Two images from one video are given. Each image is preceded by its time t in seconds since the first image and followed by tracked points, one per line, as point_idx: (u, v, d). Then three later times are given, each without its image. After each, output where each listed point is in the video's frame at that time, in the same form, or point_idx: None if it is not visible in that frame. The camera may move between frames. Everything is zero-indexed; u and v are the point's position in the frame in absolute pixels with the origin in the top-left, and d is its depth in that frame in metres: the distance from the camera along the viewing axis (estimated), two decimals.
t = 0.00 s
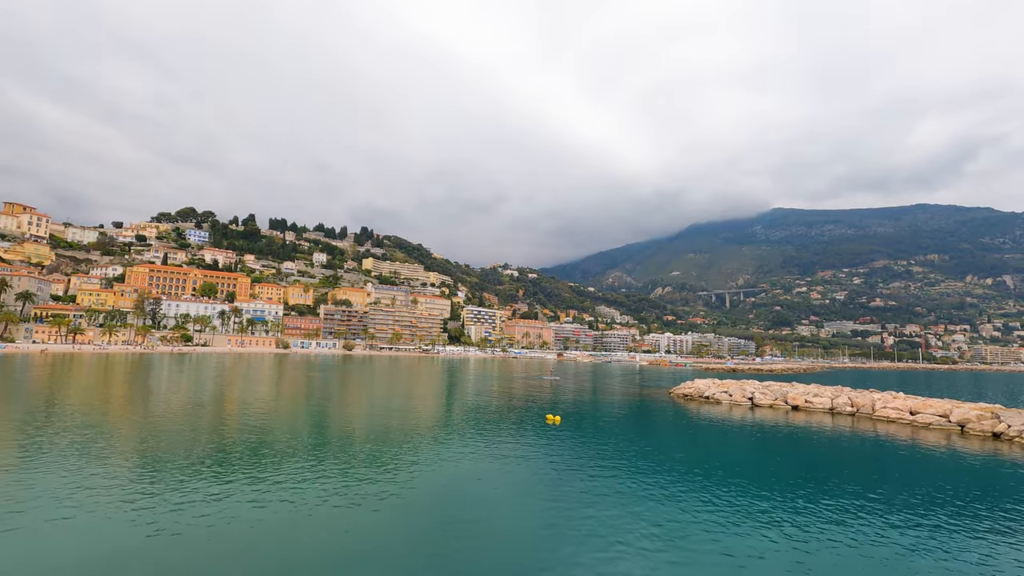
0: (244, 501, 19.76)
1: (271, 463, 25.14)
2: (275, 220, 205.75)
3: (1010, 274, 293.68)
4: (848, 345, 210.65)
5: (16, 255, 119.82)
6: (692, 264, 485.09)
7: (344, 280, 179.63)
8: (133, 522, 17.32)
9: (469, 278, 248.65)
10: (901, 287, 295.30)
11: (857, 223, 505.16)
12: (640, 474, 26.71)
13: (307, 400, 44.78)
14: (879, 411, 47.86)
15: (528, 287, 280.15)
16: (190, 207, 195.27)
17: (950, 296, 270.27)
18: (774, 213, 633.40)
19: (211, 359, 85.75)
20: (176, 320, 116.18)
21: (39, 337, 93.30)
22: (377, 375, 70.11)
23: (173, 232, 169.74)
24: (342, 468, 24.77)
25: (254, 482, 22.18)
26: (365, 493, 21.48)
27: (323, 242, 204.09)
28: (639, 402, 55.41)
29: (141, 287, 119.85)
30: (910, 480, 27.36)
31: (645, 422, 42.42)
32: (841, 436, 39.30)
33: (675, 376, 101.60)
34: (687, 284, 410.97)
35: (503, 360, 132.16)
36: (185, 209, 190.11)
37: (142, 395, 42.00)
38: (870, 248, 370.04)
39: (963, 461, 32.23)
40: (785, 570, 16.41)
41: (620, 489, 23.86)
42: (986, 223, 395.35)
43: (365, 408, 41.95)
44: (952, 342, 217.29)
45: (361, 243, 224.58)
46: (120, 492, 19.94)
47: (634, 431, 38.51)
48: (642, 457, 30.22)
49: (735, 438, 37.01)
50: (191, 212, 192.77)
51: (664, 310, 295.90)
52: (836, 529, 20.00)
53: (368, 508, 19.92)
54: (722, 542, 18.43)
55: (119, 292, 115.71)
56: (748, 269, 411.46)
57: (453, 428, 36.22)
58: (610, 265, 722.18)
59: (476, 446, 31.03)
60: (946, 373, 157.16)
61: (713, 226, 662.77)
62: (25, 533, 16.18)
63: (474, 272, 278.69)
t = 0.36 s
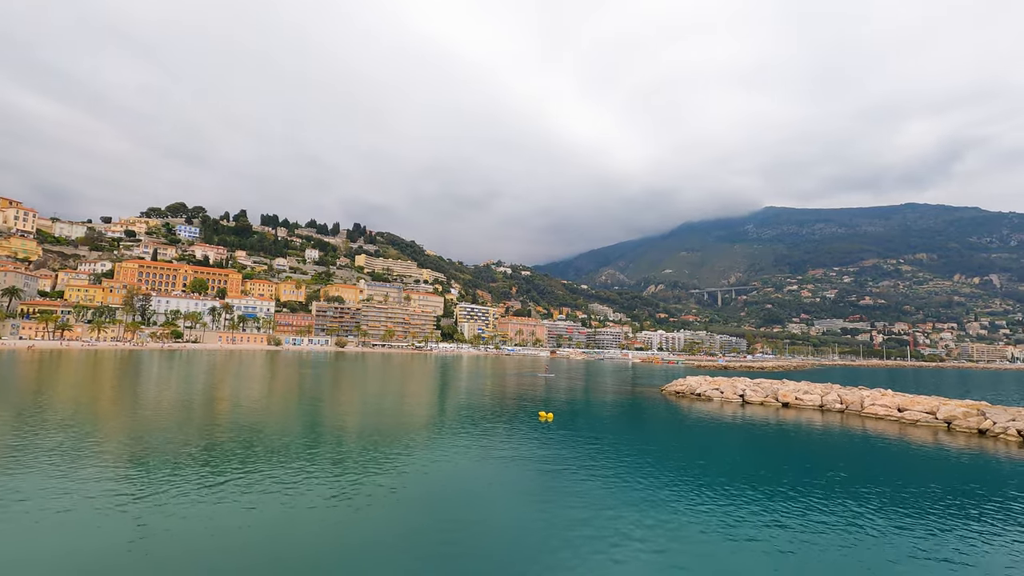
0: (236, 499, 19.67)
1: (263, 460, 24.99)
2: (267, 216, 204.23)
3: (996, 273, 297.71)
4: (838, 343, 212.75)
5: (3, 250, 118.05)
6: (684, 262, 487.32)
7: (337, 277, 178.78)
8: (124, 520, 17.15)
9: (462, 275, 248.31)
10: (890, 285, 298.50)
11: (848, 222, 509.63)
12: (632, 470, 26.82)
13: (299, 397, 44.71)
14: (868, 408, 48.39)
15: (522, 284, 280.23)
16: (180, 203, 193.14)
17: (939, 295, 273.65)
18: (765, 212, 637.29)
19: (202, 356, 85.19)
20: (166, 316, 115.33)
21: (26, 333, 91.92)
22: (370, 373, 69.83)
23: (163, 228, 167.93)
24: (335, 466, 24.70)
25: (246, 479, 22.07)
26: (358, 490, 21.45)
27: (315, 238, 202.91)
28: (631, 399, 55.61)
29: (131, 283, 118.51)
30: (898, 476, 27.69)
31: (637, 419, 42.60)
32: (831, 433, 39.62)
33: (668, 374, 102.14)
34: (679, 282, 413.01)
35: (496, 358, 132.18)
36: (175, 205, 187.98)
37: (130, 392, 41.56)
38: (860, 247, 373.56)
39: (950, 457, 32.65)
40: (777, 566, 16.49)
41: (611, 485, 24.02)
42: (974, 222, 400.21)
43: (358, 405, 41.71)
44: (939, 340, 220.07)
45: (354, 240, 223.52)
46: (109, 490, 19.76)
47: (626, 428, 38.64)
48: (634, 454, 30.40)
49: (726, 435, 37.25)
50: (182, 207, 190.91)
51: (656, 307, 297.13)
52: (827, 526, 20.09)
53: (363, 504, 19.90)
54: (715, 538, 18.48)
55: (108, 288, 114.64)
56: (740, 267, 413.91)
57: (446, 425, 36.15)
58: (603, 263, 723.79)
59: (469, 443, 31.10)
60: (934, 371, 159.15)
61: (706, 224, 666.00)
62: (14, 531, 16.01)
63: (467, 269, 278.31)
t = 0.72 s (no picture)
0: (228, 501, 19.48)
1: (253, 462, 24.76)
2: (256, 216, 202.41)
3: (980, 272, 302.49)
4: (826, 342, 214.94)
5: None
6: (675, 261, 489.92)
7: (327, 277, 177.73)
8: (113, 524, 16.89)
9: (453, 275, 247.74)
10: (877, 284, 302.36)
11: (836, 222, 515.11)
12: (623, 470, 26.88)
13: (289, 398, 44.34)
14: (856, 406, 48.94)
15: (513, 284, 280.14)
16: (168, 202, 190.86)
17: (924, 294, 277.49)
18: (755, 212, 642.69)
19: (190, 358, 84.24)
20: (153, 318, 113.92)
21: (9, 336, 90.26)
22: (360, 374, 69.24)
23: (150, 228, 165.84)
24: (326, 467, 24.56)
25: (236, 481, 21.83)
26: (351, 491, 21.36)
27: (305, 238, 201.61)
28: (622, 399, 55.90)
29: (117, 285, 116.92)
30: (886, 473, 28.00)
31: (630, 419, 42.66)
32: (820, 431, 39.90)
33: (659, 373, 102.55)
34: (670, 281, 415.34)
35: (488, 358, 132.05)
36: (163, 205, 185.68)
37: (116, 394, 40.89)
38: (848, 247, 377.77)
39: (936, 454, 33.08)
40: (771, 566, 16.49)
41: (602, 485, 24.05)
42: (959, 222, 406.16)
43: (349, 407, 41.41)
44: (925, 338, 223.11)
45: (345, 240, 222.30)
46: (97, 493, 19.53)
47: (618, 428, 38.67)
48: (624, 454, 30.46)
49: (717, 434, 37.46)
50: (169, 207, 188.72)
51: (648, 307, 298.33)
52: (819, 524, 20.18)
53: (356, 506, 19.82)
54: (708, 539, 18.45)
55: (93, 289, 113.02)
56: (730, 266, 416.91)
57: (437, 426, 35.99)
58: (595, 263, 725.35)
59: (461, 443, 31.09)
60: (920, 369, 161.51)
61: (696, 224, 670.31)
62: None
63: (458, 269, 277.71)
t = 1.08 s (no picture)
0: (223, 503, 19.46)
1: (248, 465, 24.63)
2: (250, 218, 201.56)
3: (971, 274, 305.37)
4: (820, 343, 216.28)
5: None
6: (669, 263, 491.61)
7: (322, 279, 177.16)
8: (108, 527, 16.88)
9: (448, 277, 247.38)
10: (870, 286, 304.77)
11: (829, 224, 518.58)
12: (618, 472, 26.96)
13: (283, 400, 44.25)
14: (849, 407, 49.17)
15: (508, 286, 280.16)
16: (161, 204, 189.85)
17: (917, 295, 279.78)
18: (749, 214, 646.29)
19: (183, 360, 83.70)
20: (146, 320, 113.01)
21: None
22: (355, 376, 68.99)
23: (143, 230, 164.83)
24: (322, 469, 24.59)
25: (230, 484, 21.78)
26: (346, 493, 21.35)
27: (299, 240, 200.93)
28: (618, 401, 55.98)
29: (109, 287, 116.05)
30: (881, 474, 28.15)
31: (625, 421, 42.68)
32: (813, 432, 40.08)
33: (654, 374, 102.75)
34: (665, 283, 416.90)
35: (483, 360, 132.03)
36: (156, 206, 184.68)
37: (108, 397, 40.58)
38: (841, 249, 380.36)
39: (928, 454, 33.30)
40: (765, 567, 16.53)
41: (597, 486, 24.10)
42: (950, 224, 409.84)
43: (344, 409, 41.23)
44: (917, 339, 225.08)
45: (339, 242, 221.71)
46: (92, 496, 19.47)
47: (612, 430, 38.65)
48: (618, 456, 30.56)
49: (711, 436, 37.58)
50: (162, 209, 187.74)
51: (642, 309, 299.11)
52: (813, 525, 20.28)
53: (352, 507, 19.87)
54: (703, 540, 18.47)
55: (85, 291, 112.07)
56: (724, 268, 418.81)
57: (432, 428, 35.89)
58: (590, 265, 726.77)
59: (456, 445, 31.07)
60: (912, 370, 162.89)
61: (691, 227, 673.10)
62: None
63: (453, 271, 277.46)
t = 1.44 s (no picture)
0: (211, 507, 19.23)
1: (236, 467, 24.34)
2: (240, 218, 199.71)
3: (956, 276, 309.98)
4: (809, 344, 218.49)
5: None
6: (660, 264, 494.01)
7: (312, 280, 175.93)
8: (92, 532, 16.47)
9: (440, 278, 246.59)
10: (857, 287, 308.58)
11: (817, 226, 524.16)
12: (611, 472, 27.00)
13: (272, 402, 43.80)
14: (837, 407, 49.67)
15: (500, 287, 279.97)
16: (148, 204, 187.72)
17: (903, 296, 283.58)
18: (739, 216, 651.41)
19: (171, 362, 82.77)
20: (133, 321, 111.45)
21: None
22: (346, 377, 68.78)
23: (130, 229, 162.73)
24: (312, 471, 24.33)
25: (218, 486, 21.53)
26: (337, 496, 21.20)
27: (290, 241, 199.55)
28: (609, 401, 56.16)
29: (95, 287, 114.37)
30: (870, 472, 28.47)
31: (617, 422, 42.77)
32: (802, 431, 40.41)
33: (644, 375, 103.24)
34: (656, 284, 418.76)
35: (475, 361, 131.84)
36: (144, 206, 182.57)
37: (93, 399, 39.92)
38: (829, 250, 384.50)
39: (914, 453, 33.69)
40: (761, 566, 16.58)
41: (591, 487, 24.04)
42: (936, 226, 415.86)
43: (334, 411, 40.91)
44: (904, 339, 228.12)
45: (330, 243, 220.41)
46: (75, 501, 18.95)
47: (604, 431, 38.67)
48: (610, 456, 30.61)
49: (702, 436, 37.68)
50: (149, 209, 185.54)
51: (634, 310, 300.26)
52: (806, 524, 20.38)
53: (343, 509, 19.74)
54: (700, 541, 18.49)
55: (70, 291, 110.37)
56: (714, 270, 421.62)
57: (424, 430, 35.63)
58: (581, 266, 728.56)
59: (447, 447, 30.91)
60: (899, 370, 165.08)
61: (682, 228, 677.07)
62: None
63: (445, 272, 276.77)
